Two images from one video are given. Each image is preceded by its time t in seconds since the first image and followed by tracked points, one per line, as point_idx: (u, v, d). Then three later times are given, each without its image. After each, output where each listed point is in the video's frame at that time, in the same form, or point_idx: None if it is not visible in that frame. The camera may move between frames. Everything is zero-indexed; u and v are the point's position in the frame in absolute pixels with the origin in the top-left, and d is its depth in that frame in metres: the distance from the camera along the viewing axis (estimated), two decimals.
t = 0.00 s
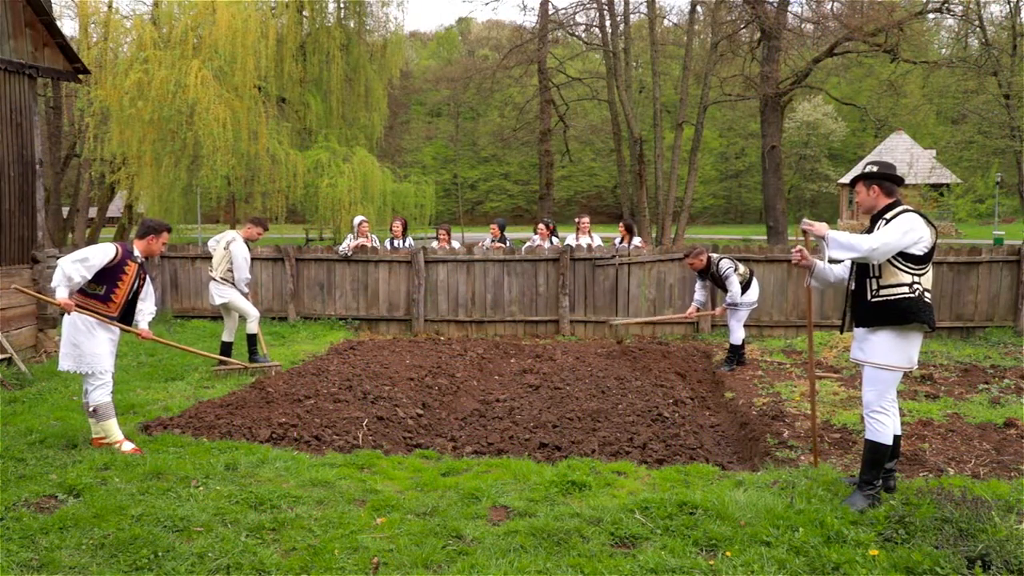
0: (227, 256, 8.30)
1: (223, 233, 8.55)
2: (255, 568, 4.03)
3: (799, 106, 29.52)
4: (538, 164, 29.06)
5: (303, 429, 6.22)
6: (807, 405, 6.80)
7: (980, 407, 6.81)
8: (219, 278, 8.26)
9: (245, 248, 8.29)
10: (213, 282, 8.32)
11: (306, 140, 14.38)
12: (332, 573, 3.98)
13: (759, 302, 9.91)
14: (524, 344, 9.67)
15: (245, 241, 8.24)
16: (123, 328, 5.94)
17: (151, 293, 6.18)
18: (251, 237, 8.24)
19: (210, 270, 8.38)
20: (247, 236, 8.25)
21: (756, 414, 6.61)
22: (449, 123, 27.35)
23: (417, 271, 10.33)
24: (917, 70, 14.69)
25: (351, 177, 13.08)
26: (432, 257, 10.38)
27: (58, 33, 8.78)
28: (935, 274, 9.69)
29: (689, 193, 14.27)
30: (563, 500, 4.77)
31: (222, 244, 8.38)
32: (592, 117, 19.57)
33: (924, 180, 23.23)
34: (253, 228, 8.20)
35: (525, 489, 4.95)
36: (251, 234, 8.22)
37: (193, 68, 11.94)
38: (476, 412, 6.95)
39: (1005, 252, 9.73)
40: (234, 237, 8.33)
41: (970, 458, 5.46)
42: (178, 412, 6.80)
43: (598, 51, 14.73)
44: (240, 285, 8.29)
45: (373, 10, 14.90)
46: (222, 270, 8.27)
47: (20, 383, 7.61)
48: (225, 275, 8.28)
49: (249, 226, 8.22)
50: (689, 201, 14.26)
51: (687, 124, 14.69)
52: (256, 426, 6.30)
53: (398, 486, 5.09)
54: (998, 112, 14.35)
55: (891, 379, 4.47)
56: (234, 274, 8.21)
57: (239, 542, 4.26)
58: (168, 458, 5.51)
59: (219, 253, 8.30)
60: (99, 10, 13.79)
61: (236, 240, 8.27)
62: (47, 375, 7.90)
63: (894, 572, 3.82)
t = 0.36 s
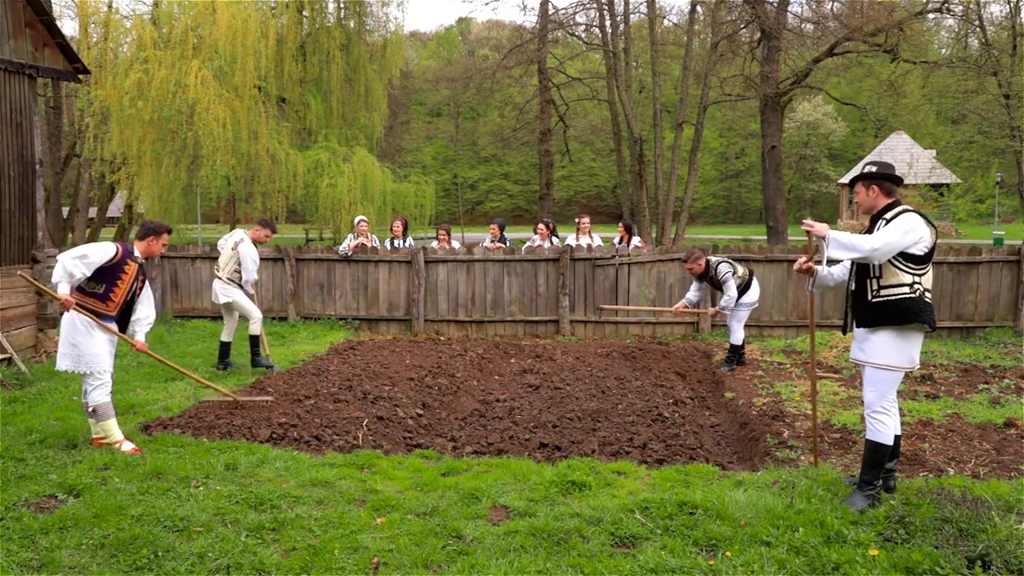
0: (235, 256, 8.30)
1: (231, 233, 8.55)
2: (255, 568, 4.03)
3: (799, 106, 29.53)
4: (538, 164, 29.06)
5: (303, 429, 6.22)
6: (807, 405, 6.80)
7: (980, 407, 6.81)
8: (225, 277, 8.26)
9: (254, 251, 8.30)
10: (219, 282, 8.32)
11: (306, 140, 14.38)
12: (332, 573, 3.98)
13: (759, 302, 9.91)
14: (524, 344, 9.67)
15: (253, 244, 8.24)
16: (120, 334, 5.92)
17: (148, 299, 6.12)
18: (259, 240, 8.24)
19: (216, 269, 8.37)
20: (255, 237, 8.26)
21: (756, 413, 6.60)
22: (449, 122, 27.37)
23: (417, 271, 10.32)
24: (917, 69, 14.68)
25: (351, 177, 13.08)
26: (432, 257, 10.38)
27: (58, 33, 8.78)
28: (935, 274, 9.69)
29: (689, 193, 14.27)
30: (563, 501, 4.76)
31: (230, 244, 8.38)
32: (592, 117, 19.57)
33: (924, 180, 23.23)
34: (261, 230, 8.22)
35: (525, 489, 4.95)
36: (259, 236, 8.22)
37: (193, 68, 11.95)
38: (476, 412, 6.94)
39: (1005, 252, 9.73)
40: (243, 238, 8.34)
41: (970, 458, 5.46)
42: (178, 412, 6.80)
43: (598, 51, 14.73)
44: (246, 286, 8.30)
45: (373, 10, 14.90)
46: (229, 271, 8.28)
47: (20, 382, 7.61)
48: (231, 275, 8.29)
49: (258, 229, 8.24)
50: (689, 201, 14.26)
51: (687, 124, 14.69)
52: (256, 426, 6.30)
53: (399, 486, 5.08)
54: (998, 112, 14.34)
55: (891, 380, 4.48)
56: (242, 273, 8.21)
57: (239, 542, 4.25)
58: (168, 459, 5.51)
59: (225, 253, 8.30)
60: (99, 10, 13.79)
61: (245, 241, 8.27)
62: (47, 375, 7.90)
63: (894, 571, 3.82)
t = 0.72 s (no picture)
0: (236, 259, 8.30)
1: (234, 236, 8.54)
2: (255, 568, 4.03)
3: (799, 106, 29.53)
4: (538, 164, 29.04)
5: (303, 429, 6.22)
6: (807, 405, 6.80)
7: (980, 407, 6.80)
8: (227, 281, 8.27)
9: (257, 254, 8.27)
10: (221, 285, 8.33)
11: (305, 140, 14.38)
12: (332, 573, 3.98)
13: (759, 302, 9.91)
14: (524, 344, 9.66)
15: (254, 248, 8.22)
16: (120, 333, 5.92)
17: (147, 297, 6.14)
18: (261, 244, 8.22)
19: (218, 272, 8.39)
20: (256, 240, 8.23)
21: (756, 413, 6.61)
22: (449, 122, 27.45)
23: (417, 271, 10.32)
24: (917, 70, 14.67)
25: (351, 177, 13.07)
26: (432, 257, 10.38)
27: (58, 33, 8.79)
28: (935, 274, 9.69)
29: (689, 193, 14.26)
30: (562, 501, 4.76)
31: (232, 247, 8.36)
32: (591, 117, 19.56)
33: (924, 180, 23.23)
34: (262, 233, 8.19)
35: (525, 489, 4.95)
36: (260, 240, 8.20)
37: (193, 68, 11.94)
38: (476, 412, 6.94)
39: (1005, 252, 9.72)
40: (244, 240, 8.30)
41: (971, 458, 5.46)
42: (178, 412, 6.80)
43: (598, 51, 14.73)
44: (247, 289, 8.28)
45: (373, 10, 14.88)
46: (231, 274, 8.29)
47: (20, 383, 7.61)
48: (233, 279, 8.29)
49: (258, 231, 8.21)
50: (689, 201, 14.26)
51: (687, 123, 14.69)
52: (257, 426, 6.30)
53: (398, 486, 5.09)
54: (998, 112, 14.33)
55: (892, 380, 4.48)
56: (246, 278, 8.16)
57: (240, 542, 4.26)
58: (168, 459, 5.51)
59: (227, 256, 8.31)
60: (99, 9, 13.78)
61: (247, 244, 8.25)
62: (47, 375, 7.90)
63: (894, 571, 3.82)
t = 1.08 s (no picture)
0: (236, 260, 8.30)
1: (229, 237, 8.52)
2: (255, 568, 4.03)
3: (799, 106, 29.54)
4: (538, 164, 29.05)
5: (303, 429, 6.22)
6: (807, 405, 6.80)
7: (980, 407, 6.80)
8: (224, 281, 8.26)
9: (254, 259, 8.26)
10: (215, 287, 8.32)
11: (305, 140, 14.39)
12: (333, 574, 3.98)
13: (759, 302, 9.91)
14: (525, 343, 9.66)
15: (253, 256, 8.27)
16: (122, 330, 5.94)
17: (147, 294, 6.18)
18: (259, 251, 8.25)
19: (213, 274, 8.37)
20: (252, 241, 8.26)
21: (756, 413, 6.61)
22: (449, 123, 27.44)
23: (417, 271, 10.32)
24: (917, 70, 14.67)
25: (351, 177, 13.07)
26: (432, 257, 10.38)
27: (58, 33, 8.79)
28: (935, 274, 9.69)
29: (689, 193, 14.27)
30: (563, 503, 4.75)
31: (226, 248, 8.35)
32: (591, 117, 19.56)
33: (924, 180, 23.22)
34: (258, 235, 8.23)
35: (526, 490, 4.94)
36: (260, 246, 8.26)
37: (193, 68, 11.95)
38: (476, 413, 6.94)
39: (1005, 252, 9.72)
40: (240, 242, 8.29)
41: (971, 458, 5.46)
42: (178, 412, 6.81)
43: (598, 51, 14.73)
44: (242, 291, 8.28)
45: (373, 10, 14.87)
46: (226, 275, 8.28)
47: (20, 383, 7.61)
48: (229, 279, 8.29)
49: (255, 233, 8.24)
50: (689, 201, 14.26)
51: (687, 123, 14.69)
52: (257, 425, 6.30)
53: (398, 486, 5.09)
54: (998, 113, 14.33)
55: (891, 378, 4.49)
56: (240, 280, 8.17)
57: (240, 542, 4.26)
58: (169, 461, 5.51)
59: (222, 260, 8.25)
60: (99, 9, 13.78)
61: (242, 245, 8.24)
62: (48, 375, 7.90)
63: (894, 571, 3.82)
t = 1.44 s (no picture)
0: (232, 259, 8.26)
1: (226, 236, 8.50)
2: (255, 568, 4.04)
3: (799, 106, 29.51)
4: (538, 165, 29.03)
5: (303, 429, 6.22)
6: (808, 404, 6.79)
7: (981, 407, 6.80)
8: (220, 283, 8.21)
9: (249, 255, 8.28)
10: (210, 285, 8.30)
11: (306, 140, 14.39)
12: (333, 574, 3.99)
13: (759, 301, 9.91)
14: (525, 343, 9.68)
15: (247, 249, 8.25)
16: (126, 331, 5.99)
17: (147, 294, 6.23)
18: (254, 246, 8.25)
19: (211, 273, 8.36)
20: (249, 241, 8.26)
21: (756, 413, 6.61)
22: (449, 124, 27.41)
23: (417, 271, 10.33)
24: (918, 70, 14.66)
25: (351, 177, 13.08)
26: (433, 257, 10.39)
27: (58, 33, 8.79)
28: (935, 274, 9.69)
29: (689, 193, 14.27)
30: (559, 504, 4.72)
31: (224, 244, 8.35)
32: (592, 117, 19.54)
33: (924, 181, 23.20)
34: (255, 235, 8.24)
35: (525, 491, 4.93)
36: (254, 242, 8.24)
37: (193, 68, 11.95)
38: (477, 412, 6.95)
39: (1006, 252, 9.72)
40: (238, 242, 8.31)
41: (972, 458, 5.46)
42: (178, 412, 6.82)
43: (599, 51, 14.72)
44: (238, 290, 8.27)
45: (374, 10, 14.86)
46: (223, 275, 8.26)
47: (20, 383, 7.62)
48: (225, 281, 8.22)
49: (252, 233, 8.22)
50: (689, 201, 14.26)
51: (688, 124, 14.69)
52: (256, 426, 6.30)
53: (398, 486, 5.08)
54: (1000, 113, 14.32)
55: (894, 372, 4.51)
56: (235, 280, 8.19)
57: (239, 542, 4.26)
58: (170, 460, 5.52)
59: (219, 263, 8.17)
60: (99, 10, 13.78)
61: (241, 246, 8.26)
62: (47, 375, 7.91)
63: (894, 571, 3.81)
